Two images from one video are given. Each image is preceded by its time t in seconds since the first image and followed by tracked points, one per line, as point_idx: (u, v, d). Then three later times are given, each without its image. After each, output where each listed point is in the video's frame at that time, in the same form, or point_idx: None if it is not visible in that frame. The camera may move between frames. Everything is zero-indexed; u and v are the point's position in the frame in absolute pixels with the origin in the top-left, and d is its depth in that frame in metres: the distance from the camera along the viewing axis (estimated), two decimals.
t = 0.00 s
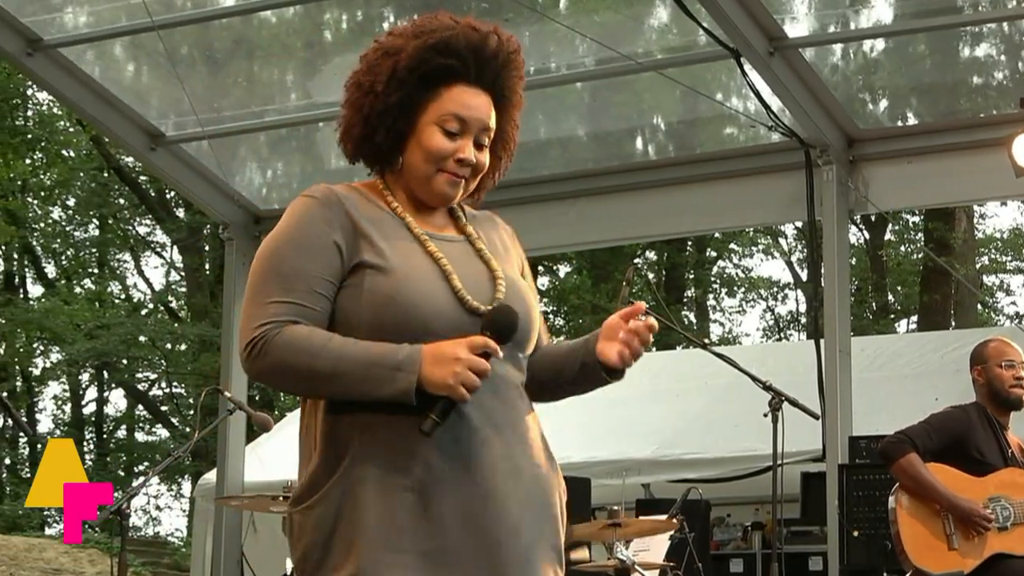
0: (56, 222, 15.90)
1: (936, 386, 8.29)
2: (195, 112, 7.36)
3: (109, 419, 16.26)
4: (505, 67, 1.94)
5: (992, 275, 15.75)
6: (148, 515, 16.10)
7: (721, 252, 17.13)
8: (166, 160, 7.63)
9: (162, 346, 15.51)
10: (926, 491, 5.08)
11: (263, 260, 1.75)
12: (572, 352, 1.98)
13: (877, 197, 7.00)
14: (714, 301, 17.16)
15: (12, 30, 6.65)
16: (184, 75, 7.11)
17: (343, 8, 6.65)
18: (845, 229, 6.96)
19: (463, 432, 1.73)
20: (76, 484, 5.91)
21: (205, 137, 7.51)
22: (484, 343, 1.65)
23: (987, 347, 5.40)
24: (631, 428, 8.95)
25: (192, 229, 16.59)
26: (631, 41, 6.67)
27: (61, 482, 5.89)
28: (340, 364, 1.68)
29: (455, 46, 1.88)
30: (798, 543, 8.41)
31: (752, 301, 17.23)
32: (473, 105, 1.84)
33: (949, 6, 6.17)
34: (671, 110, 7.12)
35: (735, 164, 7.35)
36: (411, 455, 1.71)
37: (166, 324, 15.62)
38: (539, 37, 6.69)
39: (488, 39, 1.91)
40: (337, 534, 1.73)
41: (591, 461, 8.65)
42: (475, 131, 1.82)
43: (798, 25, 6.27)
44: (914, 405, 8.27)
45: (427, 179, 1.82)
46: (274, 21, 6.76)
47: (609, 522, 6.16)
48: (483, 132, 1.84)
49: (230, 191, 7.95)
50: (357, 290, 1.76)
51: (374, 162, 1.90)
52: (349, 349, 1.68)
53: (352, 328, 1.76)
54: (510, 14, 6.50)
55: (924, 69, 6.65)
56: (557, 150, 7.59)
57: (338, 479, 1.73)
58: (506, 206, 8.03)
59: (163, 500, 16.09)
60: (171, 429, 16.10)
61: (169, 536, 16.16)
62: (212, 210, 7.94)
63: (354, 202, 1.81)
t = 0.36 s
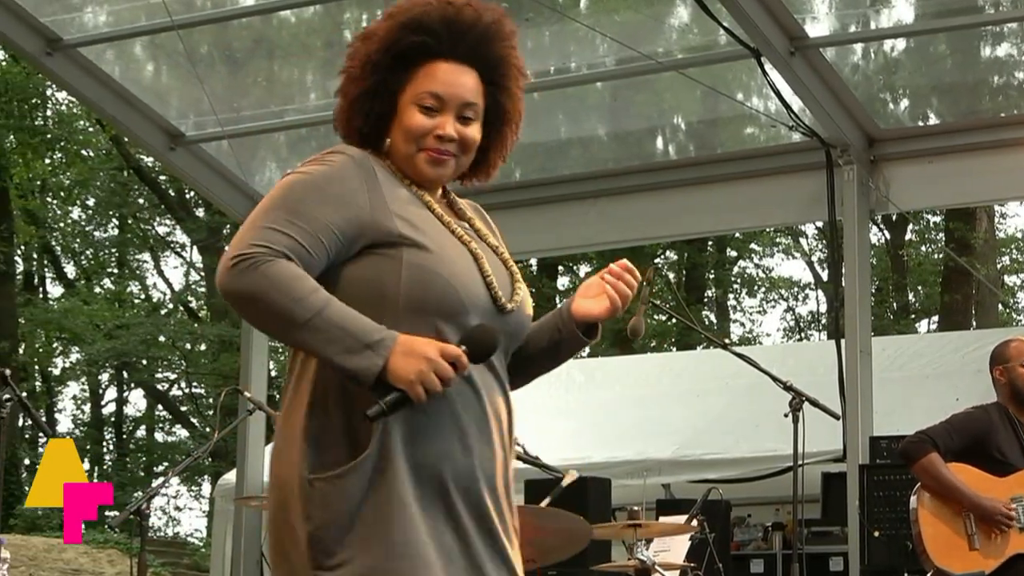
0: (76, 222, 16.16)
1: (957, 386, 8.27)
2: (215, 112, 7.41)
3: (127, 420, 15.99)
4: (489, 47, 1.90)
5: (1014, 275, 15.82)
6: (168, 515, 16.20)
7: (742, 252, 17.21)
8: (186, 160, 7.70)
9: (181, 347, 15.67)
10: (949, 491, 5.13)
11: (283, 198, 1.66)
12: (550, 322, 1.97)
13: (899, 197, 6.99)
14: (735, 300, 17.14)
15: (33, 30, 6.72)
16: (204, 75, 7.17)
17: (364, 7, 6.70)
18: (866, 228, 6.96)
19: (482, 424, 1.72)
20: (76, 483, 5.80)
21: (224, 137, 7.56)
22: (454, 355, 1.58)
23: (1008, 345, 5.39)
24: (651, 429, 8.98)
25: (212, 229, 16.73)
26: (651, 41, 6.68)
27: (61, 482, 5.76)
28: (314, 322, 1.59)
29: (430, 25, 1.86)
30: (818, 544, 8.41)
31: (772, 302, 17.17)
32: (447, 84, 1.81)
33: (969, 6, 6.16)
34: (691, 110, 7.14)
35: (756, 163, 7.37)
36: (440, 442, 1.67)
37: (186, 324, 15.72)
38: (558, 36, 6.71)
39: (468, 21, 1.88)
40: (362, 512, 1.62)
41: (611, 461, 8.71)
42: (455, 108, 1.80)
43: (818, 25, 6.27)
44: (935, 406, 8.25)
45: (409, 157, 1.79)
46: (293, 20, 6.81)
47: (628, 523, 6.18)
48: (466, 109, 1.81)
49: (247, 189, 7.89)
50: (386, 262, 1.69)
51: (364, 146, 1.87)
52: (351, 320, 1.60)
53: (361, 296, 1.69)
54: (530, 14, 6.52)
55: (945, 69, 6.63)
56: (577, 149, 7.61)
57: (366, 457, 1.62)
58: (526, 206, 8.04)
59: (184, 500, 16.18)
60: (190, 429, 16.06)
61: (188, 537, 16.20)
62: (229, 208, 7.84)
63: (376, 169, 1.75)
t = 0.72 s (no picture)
0: (94, 222, 16.28)
1: (977, 386, 8.27)
2: (234, 112, 7.45)
3: (147, 420, 16.11)
4: (396, 37, 1.69)
5: None
6: (187, 515, 16.26)
7: (762, 252, 17.18)
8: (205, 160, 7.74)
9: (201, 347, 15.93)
10: (968, 492, 5.19)
11: (239, 230, 1.59)
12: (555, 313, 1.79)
13: (919, 197, 7.01)
14: (755, 300, 17.11)
15: (52, 30, 6.77)
16: (222, 74, 7.21)
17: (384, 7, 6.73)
18: (886, 229, 6.98)
19: (455, 443, 1.56)
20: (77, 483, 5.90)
21: (243, 136, 7.59)
22: (408, 331, 1.48)
23: None
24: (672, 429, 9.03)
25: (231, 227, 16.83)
26: (671, 40, 6.69)
27: (61, 482, 5.83)
28: (269, 338, 1.51)
29: (339, 38, 1.69)
30: (838, 544, 8.40)
31: (792, 302, 17.17)
32: (366, 93, 1.64)
33: (989, 6, 6.15)
34: (711, 110, 7.15)
35: (777, 163, 7.38)
36: (405, 455, 1.54)
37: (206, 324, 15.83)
38: (579, 36, 6.72)
39: (364, 23, 1.70)
40: (302, 522, 1.52)
41: (630, 460, 8.67)
42: (381, 112, 1.63)
43: (838, 24, 6.27)
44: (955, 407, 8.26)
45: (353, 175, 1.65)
46: (312, 20, 6.87)
47: (648, 523, 6.18)
48: (396, 112, 1.64)
49: (265, 189, 7.94)
50: (341, 276, 1.59)
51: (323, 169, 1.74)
52: (296, 322, 1.52)
53: (319, 312, 1.59)
54: (550, 13, 6.52)
55: (965, 68, 6.62)
56: (597, 149, 7.60)
57: (301, 454, 1.53)
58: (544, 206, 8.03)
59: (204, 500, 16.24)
60: (209, 430, 16.14)
61: (208, 538, 16.27)
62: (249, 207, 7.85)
63: (324, 186, 1.63)
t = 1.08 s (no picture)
0: (112, 222, 16.38)
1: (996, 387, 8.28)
2: (251, 112, 7.50)
3: (165, 420, 16.29)
4: (369, 48, 1.67)
5: None
6: (205, 516, 16.33)
7: (780, 252, 17.12)
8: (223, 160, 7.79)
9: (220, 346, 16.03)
10: (989, 492, 5.23)
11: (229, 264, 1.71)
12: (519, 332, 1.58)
13: (937, 197, 7.00)
14: (773, 300, 17.11)
15: (70, 30, 6.84)
16: (240, 74, 7.26)
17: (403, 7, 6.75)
18: (904, 229, 6.97)
19: (401, 439, 1.54)
20: (75, 484, 5.80)
21: (262, 136, 7.64)
22: (311, 372, 1.53)
23: None
24: (693, 429, 9.07)
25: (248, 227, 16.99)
26: (689, 40, 6.72)
27: (61, 482, 5.74)
28: (225, 369, 1.62)
29: (329, 48, 1.69)
30: (857, 544, 8.38)
31: (810, 302, 17.18)
32: (332, 101, 1.63)
33: (1009, 6, 6.15)
34: (730, 110, 7.17)
35: (800, 163, 7.36)
36: (350, 458, 1.55)
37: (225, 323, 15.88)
38: (597, 36, 6.74)
39: (343, 34, 1.69)
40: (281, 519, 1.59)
41: (649, 462, 8.73)
42: (337, 120, 1.61)
43: (856, 24, 6.28)
44: (974, 408, 8.24)
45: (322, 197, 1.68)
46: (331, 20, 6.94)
47: (666, 524, 6.20)
48: (350, 118, 1.61)
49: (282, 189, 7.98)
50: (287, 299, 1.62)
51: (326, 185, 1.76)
52: (235, 361, 1.61)
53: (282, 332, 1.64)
54: (568, 13, 6.55)
55: (984, 68, 6.61)
56: (615, 149, 7.59)
57: (273, 469, 1.61)
58: (562, 205, 8.00)
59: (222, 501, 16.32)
60: (227, 430, 16.25)
61: (226, 538, 16.34)
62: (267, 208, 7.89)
63: (294, 214, 1.70)
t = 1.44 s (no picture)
0: (128, 222, 16.47)
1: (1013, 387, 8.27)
2: (268, 112, 7.54)
3: (179, 421, 16.26)
4: (331, 33, 1.72)
5: None
6: (221, 515, 16.39)
7: (797, 251, 17.16)
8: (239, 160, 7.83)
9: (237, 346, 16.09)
10: (1006, 491, 5.25)
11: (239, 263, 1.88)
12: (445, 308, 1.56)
13: (955, 198, 7.01)
14: (790, 300, 17.10)
15: (87, 29, 6.90)
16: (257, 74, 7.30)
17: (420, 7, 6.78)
18: (921, 230, 6.96)
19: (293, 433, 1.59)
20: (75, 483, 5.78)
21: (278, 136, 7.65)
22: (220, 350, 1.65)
23: None
24: (709, 428, 9.15)
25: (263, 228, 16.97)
26: (707, 40, 6.75)
27: (60, 482, 5.73)
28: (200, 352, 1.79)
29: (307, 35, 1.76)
30: (875, 544, 8.38)
31: (828, 301, 17.05)
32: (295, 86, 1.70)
33: None
34: (748, 110, 7.19)
35: (819, 161, 7.34)
36: (260, 450, 1.63)
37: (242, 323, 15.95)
38: (613, 35, 6.75)
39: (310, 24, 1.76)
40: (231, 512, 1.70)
41: (667, 461, 8.84)
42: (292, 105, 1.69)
43: (873, 23, 6.29)
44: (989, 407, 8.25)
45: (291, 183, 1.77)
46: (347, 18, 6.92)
47: (682, 524, 6.22)
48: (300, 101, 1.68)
49: (298, 189, 7.97)
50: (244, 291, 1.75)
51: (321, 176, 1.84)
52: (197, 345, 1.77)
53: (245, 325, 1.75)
54: (585, 12, 6.57)
55: (1001, 67, 6.62)
56: (632, 149, 7.58)
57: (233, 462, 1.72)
58: (578, 206, 7.94)
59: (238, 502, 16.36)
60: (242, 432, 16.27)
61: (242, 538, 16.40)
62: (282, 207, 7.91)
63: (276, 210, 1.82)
